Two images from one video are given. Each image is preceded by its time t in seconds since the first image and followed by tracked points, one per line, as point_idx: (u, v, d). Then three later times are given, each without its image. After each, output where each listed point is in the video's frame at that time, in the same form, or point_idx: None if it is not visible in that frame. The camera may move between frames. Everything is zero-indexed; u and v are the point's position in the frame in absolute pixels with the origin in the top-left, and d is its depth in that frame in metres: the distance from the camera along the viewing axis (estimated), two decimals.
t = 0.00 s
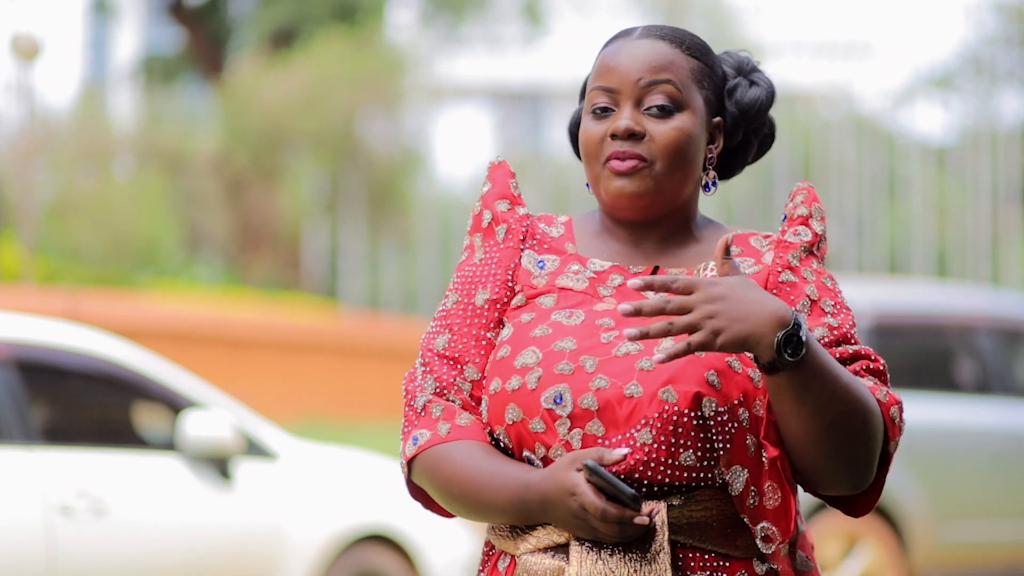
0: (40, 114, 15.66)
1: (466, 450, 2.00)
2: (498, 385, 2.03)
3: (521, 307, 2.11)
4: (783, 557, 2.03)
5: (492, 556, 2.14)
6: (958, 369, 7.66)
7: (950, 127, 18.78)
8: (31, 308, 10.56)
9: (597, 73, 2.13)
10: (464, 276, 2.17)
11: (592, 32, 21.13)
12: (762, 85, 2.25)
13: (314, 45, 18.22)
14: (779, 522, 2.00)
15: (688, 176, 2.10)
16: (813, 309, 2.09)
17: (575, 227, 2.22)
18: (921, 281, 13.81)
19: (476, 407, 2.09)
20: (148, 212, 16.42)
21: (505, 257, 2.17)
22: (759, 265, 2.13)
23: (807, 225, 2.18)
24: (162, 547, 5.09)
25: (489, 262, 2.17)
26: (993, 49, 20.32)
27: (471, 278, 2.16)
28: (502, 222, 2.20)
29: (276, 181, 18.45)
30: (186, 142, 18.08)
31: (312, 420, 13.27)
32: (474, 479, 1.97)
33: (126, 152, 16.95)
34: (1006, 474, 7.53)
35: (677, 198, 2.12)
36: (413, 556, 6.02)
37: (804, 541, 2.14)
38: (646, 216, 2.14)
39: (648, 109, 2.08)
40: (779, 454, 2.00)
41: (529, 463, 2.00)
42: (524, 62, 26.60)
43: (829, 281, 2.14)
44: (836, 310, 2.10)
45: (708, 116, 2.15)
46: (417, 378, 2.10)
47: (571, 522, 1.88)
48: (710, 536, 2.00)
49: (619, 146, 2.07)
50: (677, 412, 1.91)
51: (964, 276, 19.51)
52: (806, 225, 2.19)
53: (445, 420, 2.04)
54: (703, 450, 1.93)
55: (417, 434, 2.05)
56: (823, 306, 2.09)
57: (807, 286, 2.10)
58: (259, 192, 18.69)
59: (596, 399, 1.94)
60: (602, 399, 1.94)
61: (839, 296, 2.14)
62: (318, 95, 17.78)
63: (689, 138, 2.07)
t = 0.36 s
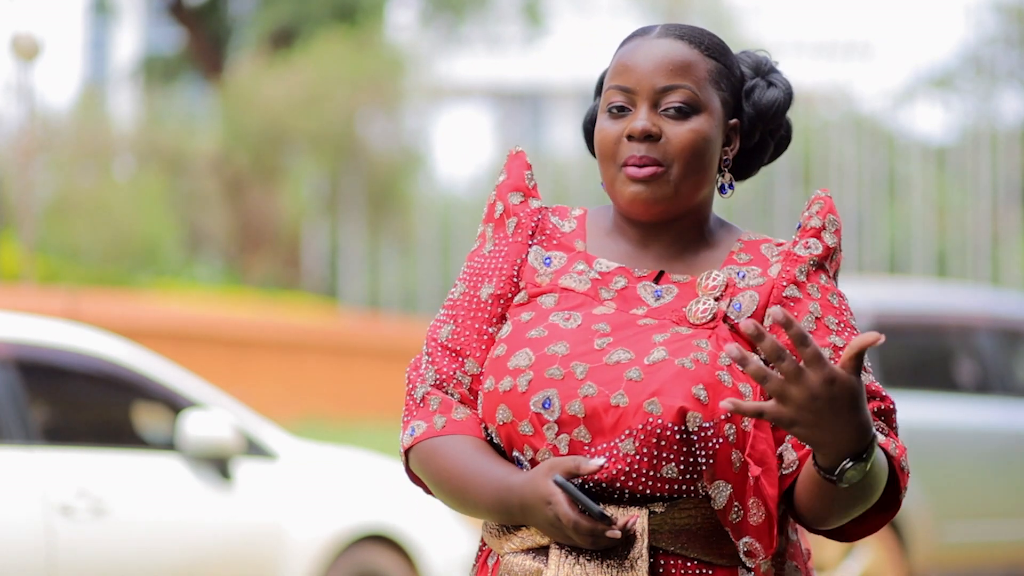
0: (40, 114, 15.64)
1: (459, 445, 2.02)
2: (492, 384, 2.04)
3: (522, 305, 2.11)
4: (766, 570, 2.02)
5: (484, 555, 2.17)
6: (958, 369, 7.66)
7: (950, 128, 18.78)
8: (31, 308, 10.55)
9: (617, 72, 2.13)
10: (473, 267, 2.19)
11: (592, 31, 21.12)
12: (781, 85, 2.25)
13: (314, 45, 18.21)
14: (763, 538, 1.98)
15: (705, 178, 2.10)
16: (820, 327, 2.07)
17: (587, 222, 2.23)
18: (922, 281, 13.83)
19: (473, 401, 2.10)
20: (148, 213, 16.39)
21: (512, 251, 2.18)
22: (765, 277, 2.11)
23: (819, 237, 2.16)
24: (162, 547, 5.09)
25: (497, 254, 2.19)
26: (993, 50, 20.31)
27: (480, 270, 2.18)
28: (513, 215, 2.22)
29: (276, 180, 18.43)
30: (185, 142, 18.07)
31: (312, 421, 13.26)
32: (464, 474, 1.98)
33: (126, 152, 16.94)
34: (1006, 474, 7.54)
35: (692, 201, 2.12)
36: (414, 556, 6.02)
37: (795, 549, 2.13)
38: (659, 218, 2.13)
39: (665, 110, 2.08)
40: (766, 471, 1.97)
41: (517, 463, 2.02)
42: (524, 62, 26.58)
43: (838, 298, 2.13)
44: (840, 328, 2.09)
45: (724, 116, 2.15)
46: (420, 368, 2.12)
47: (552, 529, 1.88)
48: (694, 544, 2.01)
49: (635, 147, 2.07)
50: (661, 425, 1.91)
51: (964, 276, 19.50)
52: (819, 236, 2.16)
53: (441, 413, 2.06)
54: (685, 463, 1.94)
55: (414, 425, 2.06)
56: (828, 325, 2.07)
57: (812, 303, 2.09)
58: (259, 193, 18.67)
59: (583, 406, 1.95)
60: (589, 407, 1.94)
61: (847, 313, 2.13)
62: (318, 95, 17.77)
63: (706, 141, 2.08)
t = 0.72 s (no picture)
0: (40, 114, 15.64)
1: (461, 445, 2.01)
2: (493, 383, 2.04)
3: (523, 304, 2.11)
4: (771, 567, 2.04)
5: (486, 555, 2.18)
6: (958, 369, 7.66)
7: (950, 128, 18.80)
8: (31, 308, 10.56)
9: (612, 69, 2.13)
10: (473, 267, 2.19)
11: (592, 31, 21.14)
12: (772, 84, 2.26)
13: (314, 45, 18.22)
14: (768, 535, 2.00)
15: (703, 174, 2.10)
16: (819, 325, 2.08)
17: (587, 222, 2.24)
18: (922, 281, 13.83)
19: (474, 401, 2.09)
20: (148, 213, 16.39)
21: (513, 251, 2.18)
22: (765, 274, 2.11)
23: (819, 234, 2.17)
24: (161, 547, 5.09)
25: (497, 254, 2.19)
26: (993, 50, 20.31)
27: (479, 270, 2.18)
28: (512, 215, 2.22)
29: (275, 180, 18.43)
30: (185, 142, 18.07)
31: (312, 421, 13.27)
32: (465, 473, 1.98)
33: (126, 152, 16.93)
34: (1006, 475, 7.54)
35: (689, 198, 2.12)
36: (414, 556, 6.02)
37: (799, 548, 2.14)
38: (658, 214, 2.14)
39: (664, 103, 2.08)
40: (770, 469, 1.99)
41: (520, 462, 2.01)
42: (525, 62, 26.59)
43: (839, 296, 2.13)
44: (841, 326, 2.10)
45: (721, 113, 2.16)
46: (420, 367, 2.12)
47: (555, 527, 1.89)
48: (697, 542, 2.02)
49: (637, 139, 2.07)
50: (663, 422, 1.92)
51: (964, 276, 19.50)
52: (819, 234, 2.17)
53: (442, 412, 2.06)
54: (688, 460, 1.94)
55: (415, 426, 2.06)
56: (828, 323, 2.08)
57: (812, 300, 2.09)
58: (259, 193, 18.67)
59: (585, 404, 1.95)
60: (591, 405, 1.94)
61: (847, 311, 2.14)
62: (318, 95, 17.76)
63: (705, 133, 2.08)
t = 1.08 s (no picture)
0: (40, 114, 15.65)
1: (466, 449, 2.02)
2: (496, 384, 2.04)
3: (521, 306, 2.12)
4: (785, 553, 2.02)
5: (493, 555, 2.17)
6: (958, 369, 7.65)
7: (949, 128, 18.80)
8: (31, 309, 10.55)
9: (595, 74, 2.13)
10: (467, 274, 2.19)
11: (592, 31, 21.13)
12: (750, 79, 2.26)
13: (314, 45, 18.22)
14: (780, 521, 1.99)
15: (693, 171, 2.10)
16: (812, 307, 2.06)
17: (579, 225, 2.23)
18: (922, 282, 13.83)
19: (476, 405, 2.10)
20: (148, 213, 16.41)
21: (507, 255, 2.18)
22: (759, 263, 2.10)
23: (810, 224, 2.15)
24: (161, 547, 5.09)
25: (492, 260, 2.19)
26: (993, 50, 20.30)
27: (475, 276, 2.18)
28: (505, 221, 2.22)
29: (275, 180, 18.43)
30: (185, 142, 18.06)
31: (312, 421, 13.29)
32: (473, 477, 1.99)
33: (126, 152, 16.93)
34: (1006, 475, 7.54)
35: (679, 197, 2.11)
36: (413, 555, 6.02)
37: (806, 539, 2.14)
38: (651, 211, 2.14)
39: (652, 103, 2.09)
40: (780, 452, 1.97)
41: (527, 461, 2.02)
42: (525, 61, 26.59)
43: (831, 280, 2.11)
44: (835, 308, 2.07)
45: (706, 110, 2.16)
46: (419, 376, 2.12)
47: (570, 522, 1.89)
48: (707, 537, 2.02)
49: (629, 140, 2.07)
50: (672, 413, 1.92)
51: (964, 276, 19.50)
52: (809, 224, 2.15)
53: (444, 418, 2.06)
54: (698, 450, 1.94)
55: (417, 432, 2.06)
56: (823, 306, 2.06)
57: (807, 285, 2.08)
58: (259, 192, 18.66)
59: (592, 398, 1.95)
60: (598, 399, 1.95)
61: (840, 295, 2.11)
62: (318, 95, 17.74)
63: (693, 129, 2.08)
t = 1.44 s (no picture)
0: (40, 114, 15.64)
1: (477, 462, 1.99)
2: (504, 397, 2.02)
3: (519, 316, 2.10)
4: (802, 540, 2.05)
5: (509, 563, 2.11)
6: (958, 369, 7.65)
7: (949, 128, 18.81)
8: (31, 308, 10.55)
9: (589, 73, 2.13)
10: (457, 291, 2.16)
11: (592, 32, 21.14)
12: (740, 92, 2.26)
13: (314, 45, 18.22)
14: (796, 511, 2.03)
15: (677, 175, 2.10)
16: (813, 302, 2.08)
17: (562, 233, 2.23)
18: (923, 282, 13.82)
19: (482, 419, 2.09)
20: (148, 213, 16.42)
21: (498, 268, 2.16)
22: (754, 258, 2.12)
23: (796, 213, 2.18)
24: (162, 546, 5.10)
25: (481, 275, 2.16)
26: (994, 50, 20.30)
27: (466, 292, 2.15)
28: (491, 234, 2.19)
29: (276, 181, 18.44)
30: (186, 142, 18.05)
31: (312, 421, 13.30)
32: (489, 490, 1.95)
33: (126, 152, 16.93)
34: (1007, 474, 7.53)
35: (665, 197, 2.11)
36: (413, 555, 6.02)
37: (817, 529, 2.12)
38: (637, 215, 2.14)
39: (640, 107, 2.08)
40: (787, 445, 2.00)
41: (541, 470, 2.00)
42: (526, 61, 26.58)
43: (823, 270, 2.14)
44: (831, 301, 2.10)
45: (694, 117, 2.16)
46: (420, 398, 2.10)
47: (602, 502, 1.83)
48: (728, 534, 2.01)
49: (614, 142, 2.07)
50: (687, 412, 1.91)
51: (963, 276, 19.51)
52: (794, 213, 2.19)
53: (453, 435, 2.04)
54: (716, 447, 1.94)
55: (427, 453, 2.04)
56: (821, 299, 2.09)
57: (803, 277, 2.10)
58: (260, 192, 18.66)
59: (604, 403, 1.93)
60: (611, 403, 1.93)
61: (832, 285, 2.14)
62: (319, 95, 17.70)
63: (680, 133, 2.08)
